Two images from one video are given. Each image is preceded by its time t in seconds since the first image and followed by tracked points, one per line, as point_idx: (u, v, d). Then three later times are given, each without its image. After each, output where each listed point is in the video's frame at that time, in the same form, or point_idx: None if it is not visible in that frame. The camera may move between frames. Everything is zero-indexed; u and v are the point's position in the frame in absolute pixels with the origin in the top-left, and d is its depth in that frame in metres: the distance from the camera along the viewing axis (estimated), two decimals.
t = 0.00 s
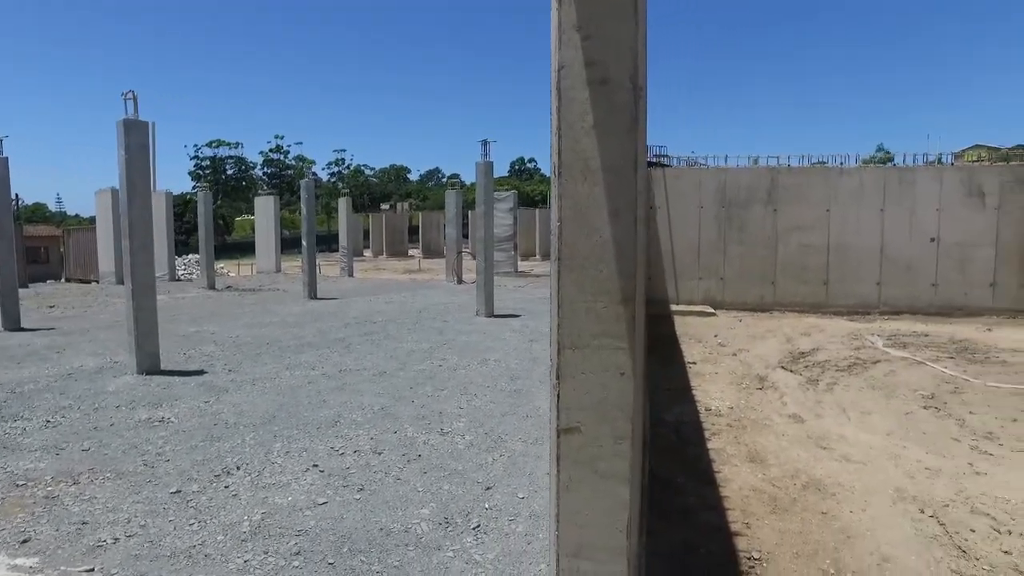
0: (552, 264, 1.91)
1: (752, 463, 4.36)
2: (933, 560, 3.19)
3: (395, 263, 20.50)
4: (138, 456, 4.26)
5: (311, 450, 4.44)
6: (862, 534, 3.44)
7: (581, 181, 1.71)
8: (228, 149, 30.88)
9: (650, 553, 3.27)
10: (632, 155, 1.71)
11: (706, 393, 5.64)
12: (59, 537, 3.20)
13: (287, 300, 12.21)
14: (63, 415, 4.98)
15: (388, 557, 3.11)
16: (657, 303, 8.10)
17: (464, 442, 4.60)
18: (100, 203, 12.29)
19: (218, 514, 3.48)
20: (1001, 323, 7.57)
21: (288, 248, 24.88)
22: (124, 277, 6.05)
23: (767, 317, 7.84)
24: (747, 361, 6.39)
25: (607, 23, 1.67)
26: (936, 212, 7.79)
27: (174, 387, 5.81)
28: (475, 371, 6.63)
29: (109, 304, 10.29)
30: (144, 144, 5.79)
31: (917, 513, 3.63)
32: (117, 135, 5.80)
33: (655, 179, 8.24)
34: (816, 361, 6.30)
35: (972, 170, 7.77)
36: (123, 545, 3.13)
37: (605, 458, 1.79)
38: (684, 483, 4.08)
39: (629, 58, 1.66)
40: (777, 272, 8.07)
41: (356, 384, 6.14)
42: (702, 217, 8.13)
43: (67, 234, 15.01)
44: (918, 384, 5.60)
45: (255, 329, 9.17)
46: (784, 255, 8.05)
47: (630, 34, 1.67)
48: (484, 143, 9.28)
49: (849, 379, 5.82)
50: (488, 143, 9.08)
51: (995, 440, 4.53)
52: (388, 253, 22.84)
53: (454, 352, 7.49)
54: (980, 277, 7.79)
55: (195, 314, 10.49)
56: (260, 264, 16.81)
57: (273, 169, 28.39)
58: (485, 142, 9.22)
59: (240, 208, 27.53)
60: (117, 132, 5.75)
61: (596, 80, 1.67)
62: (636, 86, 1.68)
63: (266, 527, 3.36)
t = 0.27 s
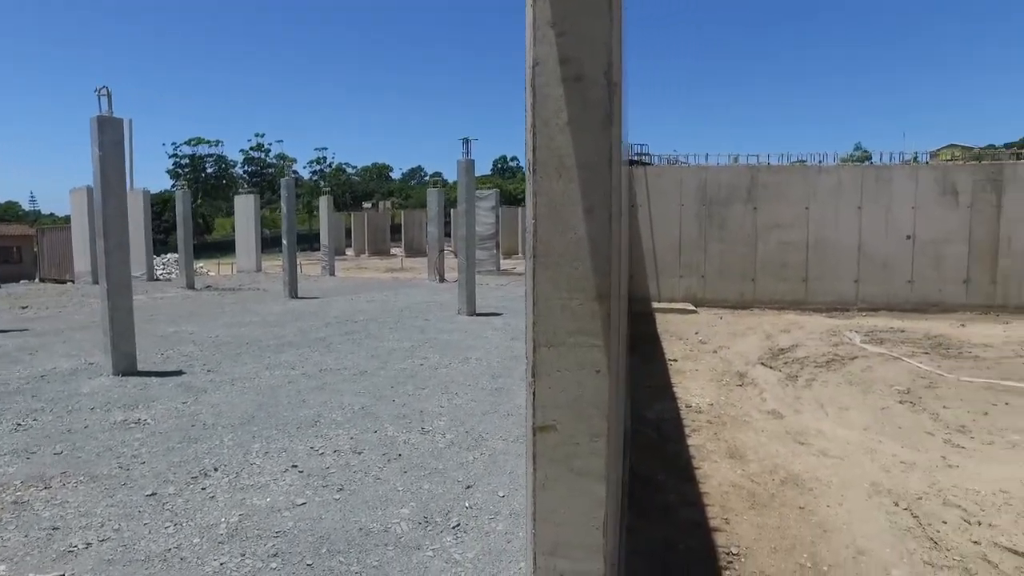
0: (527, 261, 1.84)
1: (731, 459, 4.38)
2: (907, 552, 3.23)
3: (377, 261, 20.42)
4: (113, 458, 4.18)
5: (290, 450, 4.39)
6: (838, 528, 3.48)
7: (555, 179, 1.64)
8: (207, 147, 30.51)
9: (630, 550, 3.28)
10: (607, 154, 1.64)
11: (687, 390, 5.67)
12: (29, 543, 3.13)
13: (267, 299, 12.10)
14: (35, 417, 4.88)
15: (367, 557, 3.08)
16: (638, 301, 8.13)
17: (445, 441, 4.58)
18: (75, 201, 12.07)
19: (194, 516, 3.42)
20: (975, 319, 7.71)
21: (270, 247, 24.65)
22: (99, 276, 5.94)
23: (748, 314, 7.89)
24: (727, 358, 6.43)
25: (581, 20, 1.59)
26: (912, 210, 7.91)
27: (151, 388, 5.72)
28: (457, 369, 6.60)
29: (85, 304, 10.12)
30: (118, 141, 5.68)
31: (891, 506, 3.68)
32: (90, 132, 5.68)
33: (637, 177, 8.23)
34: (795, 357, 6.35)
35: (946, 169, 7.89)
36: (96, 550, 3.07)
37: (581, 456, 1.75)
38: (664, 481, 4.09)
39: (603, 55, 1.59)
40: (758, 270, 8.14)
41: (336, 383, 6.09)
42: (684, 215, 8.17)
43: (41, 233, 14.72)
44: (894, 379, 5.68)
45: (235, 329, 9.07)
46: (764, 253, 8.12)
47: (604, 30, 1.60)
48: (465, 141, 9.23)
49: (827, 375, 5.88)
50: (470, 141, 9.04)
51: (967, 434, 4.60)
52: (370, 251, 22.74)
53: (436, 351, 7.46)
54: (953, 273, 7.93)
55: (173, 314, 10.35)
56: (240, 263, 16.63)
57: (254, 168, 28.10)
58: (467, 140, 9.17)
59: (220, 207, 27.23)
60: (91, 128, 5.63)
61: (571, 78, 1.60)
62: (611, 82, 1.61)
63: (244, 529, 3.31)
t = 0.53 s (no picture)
0: (502, 260, 1.81)
1: (710, 456, 4.41)
2: (881, 545, 3.27)
3: (358, 261, 20.28)
4: (84, 463, 4.09)
5: (268, 452, 4.32)
6: (815, 523, 3.51)
7: (530, 176, 1.61)
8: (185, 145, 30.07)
9: (610, 548, 3.28)
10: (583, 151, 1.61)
11: (667, 388, 5.69)
12: None
13: (246, 299, 11.94)
14: (3, 422, 4.76)
15: (345, 559, 3.05)
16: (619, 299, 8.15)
17: (424, 441, 4.55)
18: (47, 200, 11.82)
19: (168, 521, 3.36)
20: (948, 315, 7.85)
21: (249, 246, 24.36)
22: (71, 277, 5.80)
23: (727, 312, 7.95)
24: (707, 356, 6.47)
25: (556, 17, 1.56)
26: (887, 209, 8.03)
27: (125, 390, 5.62)
28: (437, 369, 6.57)
29: (58, 305, 9.91)
30: (90, 139, 5.57)
31: (866, 500, 3.72)
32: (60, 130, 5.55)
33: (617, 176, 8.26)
34: (773, 355, 6.41)
35: (919, 168, 8.02)
36: (65, 558, 3.00)
37: (557, 455, 1.71)
38: (644, 478, 4.10)
39: (578, 52, 1.56)
40: (737, 268, 8.20)
41: (316, 384, 6.02)
42: (664, 214, 8.21)
43: (12, 233, 14.39)
44: (870, 375, 5.75)
45: (212, 330, 8.93)
46: (743, 252, 8.18)
47: (579, 27, 1.57)
48: (446, 139, 9.19)
49: (805, 372, 5.94)
50: (450, 139, 8.99)
51: (940, 428, 4.67)
52: (351, 251, 22.57)
53: (417, 350, 7.42)
54: (927, 271, 8.06)
55: (149, 314, 10.17)
56: (218, 263, 16.40)
57: (233, 166, 27.75)
58: (447, 139, 9.13)
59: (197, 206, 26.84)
60: (61, 126, 5.50)
61: (545, 76, 1.57)
62: (585, 81, 1.58)
63: (220, 533, 3.26)
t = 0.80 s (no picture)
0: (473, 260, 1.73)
1: (687, 454, 4.41)
2: (854, 540, 3.30)
3: (336, 261, 20.11)
4: (49, 470, 3.97)
5: (241, 456, 4.24)
6: (790, 519, 3.53)
7: (501, 175, 1.53)
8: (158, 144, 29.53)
9: (587, 548, 3.26)
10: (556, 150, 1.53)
11: (644, 386, 5.69)
12: None
13: (220, 300, 11.75)
14: None
15: (319, 564, 2.99)
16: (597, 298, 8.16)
17: (400, 443, 4.49)
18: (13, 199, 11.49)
19: (136, 528, 3.27)
20: (918, 312, 7.98)
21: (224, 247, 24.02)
22: (36, 279, 5.63)
23: (704, 310, 8.00)
24: (683, 354, 6.49)
25: (527, 13, 1.49)
26: (859, 208, 8.14)
27: (93, 394, 5.47)
28: (414, 369, 6.51)
29: (24, 308, 9.65)
30: (55, 136, 5.41)
31: (839, 495, 3.76)
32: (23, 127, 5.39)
33: (594, 175, 8.26)
34: (749, 352, 6.45)
35: (890, 168, 8.14)
36: (26, 569, 2.90)
37: (531, 457, 1.63)
38: (620, 477, 4.09)
39: (551, 48, 1.48)
40: (714, 266, 8.25)
41: (290, 385, 5.93)
42: (641, 213, 8.24)
43: None
44: (843, 372, 5.82)
45: (185, 331, 8.77)
46: (719, 251, 8.23)
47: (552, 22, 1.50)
48: (422, 138, 9.11)
49: (780, 369, 5.99)
50: (427, 138, 8.92)
51: (911, 423, 4.74)
52: (328, 251, 22.36)
53: (394, 350, 7.35)
54: (898, 268, 8.18)
55: (119, 316, 9.95)
56: (192, 263, 16.12)
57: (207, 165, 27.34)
58: (424, 138, 9.05)
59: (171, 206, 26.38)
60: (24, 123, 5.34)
61: (517, 73, 1.49)
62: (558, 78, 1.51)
63: (190, 540, 3.18)
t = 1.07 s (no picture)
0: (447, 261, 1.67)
1: (665, 453, 4.43)
2: (828, 536, 3.33)
3: (313, 261, 19.90)
4: (14, 478, 3.86)
5: (215, 460, 4.15)
6: (766, 516, 3.55)
7: (475, 175, 1.47)
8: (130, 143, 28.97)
9: (566, 548, 3.25)
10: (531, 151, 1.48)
11: (622, 385, 5.70)
12: None
13: (195, 302, 11.55)
14: None
15: (294, 570, 2.94)
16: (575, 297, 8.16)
17: (378, 445, 4.44)
18: None
19: (105, 537, 3.18)
20: (890, 309, 8.10)
21: (198, 247, 23.63)
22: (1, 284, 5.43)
23: (682, 309, 8.04)
24: (661, 353, 6.52)
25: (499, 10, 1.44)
26: (833, 206, 8.25)
27: (62, 399, 5.33)
28: (392, 370, 6.45)
29: None
30: (18, 135, 5.26)
31: (814, 491, 3.79)
32: None
33: (572, 174, 8.27)
34: (726, 350, 6.49)
35: (863, 167, 8.26)
36: None
37: (507, 459, 1.57)
38: (599, 477, 4.09)
39: (524, 46, 1.43)
40: (691, 265, 8.30)
41: (266, 388, 5.84)
42: (618, 212, 8.27)
43: None
44: (818, 369, 5.89)
45: (158, 333, 8.59)
46: (696, 249, 8.29)
47: (525, 20, 1.45)
48: (399, 137, 9.03)
49: (757, 367, 6.04)
50: (404, 137, 8.85)
51: (884, 419, 4.80)
52: (306, 251, 22.13)
53: (371, 351, 7.28)
54: (871, 266, 8.31)
55: (89, 318, 9.73)
56: (166, 264, 15.83)
57: (181, 165, 26.88)
58: (401, 137, 8.98)
59: (144, 206, 25.89)
60: None
61: (489, 71, 1.43)
62: (530, 78, 1.46)
63: (161, 547, 3.10)
